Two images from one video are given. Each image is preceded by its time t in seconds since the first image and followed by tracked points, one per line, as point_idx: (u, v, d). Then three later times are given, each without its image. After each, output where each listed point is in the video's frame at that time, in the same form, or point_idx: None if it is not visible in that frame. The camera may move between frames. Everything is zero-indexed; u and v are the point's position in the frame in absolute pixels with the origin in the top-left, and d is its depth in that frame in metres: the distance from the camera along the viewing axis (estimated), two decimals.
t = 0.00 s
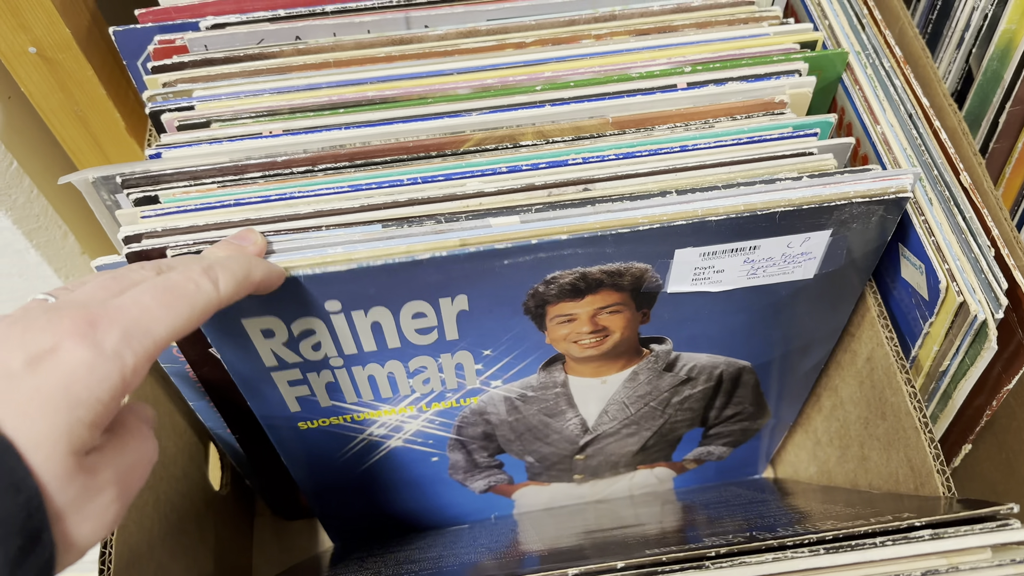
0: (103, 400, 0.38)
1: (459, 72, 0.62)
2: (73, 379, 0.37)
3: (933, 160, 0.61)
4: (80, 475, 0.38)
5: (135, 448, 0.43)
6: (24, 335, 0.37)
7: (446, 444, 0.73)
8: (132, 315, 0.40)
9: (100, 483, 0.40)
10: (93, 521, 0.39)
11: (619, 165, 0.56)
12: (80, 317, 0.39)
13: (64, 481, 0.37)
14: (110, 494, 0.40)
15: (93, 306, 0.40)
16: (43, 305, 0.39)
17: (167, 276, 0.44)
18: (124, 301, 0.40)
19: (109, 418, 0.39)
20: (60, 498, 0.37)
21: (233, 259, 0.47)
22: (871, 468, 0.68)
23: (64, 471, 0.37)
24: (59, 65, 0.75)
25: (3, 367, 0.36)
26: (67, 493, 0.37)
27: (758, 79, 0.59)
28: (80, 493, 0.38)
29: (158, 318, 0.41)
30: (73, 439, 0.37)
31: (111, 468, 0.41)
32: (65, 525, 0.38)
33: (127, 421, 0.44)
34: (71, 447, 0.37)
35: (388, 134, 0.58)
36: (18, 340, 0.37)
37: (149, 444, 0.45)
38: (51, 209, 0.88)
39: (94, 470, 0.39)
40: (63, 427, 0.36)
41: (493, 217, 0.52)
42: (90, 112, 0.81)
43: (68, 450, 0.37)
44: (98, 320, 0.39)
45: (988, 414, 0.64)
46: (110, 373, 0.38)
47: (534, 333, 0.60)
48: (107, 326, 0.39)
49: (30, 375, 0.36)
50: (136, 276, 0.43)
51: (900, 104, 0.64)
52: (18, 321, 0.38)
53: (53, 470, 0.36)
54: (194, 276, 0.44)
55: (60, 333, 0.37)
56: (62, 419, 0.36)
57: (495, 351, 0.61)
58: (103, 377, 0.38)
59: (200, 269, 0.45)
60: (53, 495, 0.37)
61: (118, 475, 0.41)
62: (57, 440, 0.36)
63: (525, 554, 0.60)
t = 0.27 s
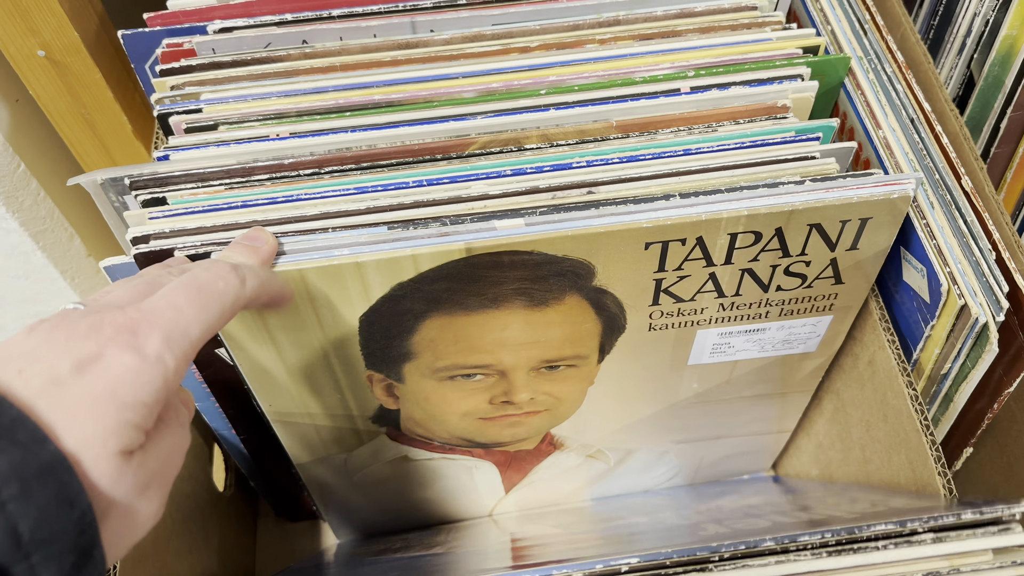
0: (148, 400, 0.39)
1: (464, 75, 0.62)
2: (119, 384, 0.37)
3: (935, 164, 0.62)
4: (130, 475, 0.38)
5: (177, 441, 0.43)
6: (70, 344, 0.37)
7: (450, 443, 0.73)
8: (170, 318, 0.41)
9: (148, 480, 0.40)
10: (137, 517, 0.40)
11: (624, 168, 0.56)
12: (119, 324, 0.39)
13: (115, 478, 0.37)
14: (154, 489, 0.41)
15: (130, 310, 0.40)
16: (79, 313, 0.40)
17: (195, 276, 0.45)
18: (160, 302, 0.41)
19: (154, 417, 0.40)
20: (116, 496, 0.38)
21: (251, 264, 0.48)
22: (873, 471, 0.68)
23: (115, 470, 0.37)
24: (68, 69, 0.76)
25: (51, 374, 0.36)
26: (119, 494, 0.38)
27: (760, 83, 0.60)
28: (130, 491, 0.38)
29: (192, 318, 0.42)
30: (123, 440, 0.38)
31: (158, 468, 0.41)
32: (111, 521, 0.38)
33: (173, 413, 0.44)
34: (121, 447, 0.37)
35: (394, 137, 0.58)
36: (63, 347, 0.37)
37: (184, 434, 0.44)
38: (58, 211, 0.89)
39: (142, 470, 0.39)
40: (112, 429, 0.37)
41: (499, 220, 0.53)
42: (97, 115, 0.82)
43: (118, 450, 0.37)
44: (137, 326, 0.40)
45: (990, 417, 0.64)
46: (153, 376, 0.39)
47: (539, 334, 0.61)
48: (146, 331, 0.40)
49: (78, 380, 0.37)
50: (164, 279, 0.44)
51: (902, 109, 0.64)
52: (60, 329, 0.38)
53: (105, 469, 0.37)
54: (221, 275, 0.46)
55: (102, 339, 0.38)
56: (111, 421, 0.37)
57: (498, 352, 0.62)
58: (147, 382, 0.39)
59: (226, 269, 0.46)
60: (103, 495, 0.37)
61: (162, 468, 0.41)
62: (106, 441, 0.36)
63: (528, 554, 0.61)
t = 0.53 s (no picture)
0: (144, 407, 0.39)
1: (459, 81, 0.63)
2: (116, 390, 0.38)
3: (927, 171, 0.62)
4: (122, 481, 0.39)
5: (165, 448, 0.44)
6: (70, 347, 0.38)
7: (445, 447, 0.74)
8: (172, 329, 0.41)
9: (137, 487, 0.41)
10: (125, 522, 0.41)
11: (617, 174, 0.57)
12: (121, 331, 0.40)
13: (107, 485, 0.38)
14: (142, 497, 0.42)
15: (132, 317, 0.41)
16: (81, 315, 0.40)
17: (198, 288, 0.45)
18: (163, 313, 0.42)
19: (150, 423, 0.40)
20: (107, 499, 0.38)
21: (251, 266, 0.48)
22: (866, 477, 0.69)
23: (108, 475, 0.38)
24: (67, 73, 0.76)
25: (50, 378, 0.37)
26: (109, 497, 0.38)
27: (754, 90, 0.60)
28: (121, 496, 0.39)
29: (195, 331, 0.43)
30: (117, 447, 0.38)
31: (146, 474, 0.42)
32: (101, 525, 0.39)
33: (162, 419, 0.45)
34: (115, 452, 0.38)
35: (389, 142, 0.59)
36: (63, 351, 0.38)
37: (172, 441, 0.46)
38: (57, 214, 0.89)
39: (133, 475, 0.41)
40: (108, 434, 0.37)
41: (493, 225, 0.53)
42: (96, 119, 0.82)
43: (112, 456, 0.38)
44: (139, 333, 0.40)
45: (983, 423, 0.64)
46: (151, 384, 0.39)
47: (533, 337, 0.61)
48: (147, 339, 0.40)
49: (76, 385, 0.37)
50: (167, 286, 0.44)
51: (895, 116, 0.64)
52: (60, 332, 0.39)
53: (98, 475, 0.37)
54: (226, 292, 0.46)
55: (104, 345, 0.38)
56: (106, 427, 0.37)
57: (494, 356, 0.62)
58: (145, 388, 0.39)
59: (230, 283, 0.46)
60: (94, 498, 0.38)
61: (150, 476, 0.43)
62: (101, 446, 0.37)
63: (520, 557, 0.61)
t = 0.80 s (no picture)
0: (135, 372, 0.37)
1: (456, 85, 0.63)
2: (107, 353, 0.36)
3: (921, 175, 0.62)
4: (116, 446, 0.37)
5: (165, 413, 0.42)
6: (55, 313, 0.36)
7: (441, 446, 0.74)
8: (158, 291, 0.40)
9: (134, 452, 0.38)
10: (126, 486, 0.38)
11: (612, 177, 0.57)
12: (106, 296, 0.38)
13: (100, 450, 0.36)
14: (143, 460, 0.39)
15: (116, 284, 0.39)
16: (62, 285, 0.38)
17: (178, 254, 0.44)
18: (148, 278, 0.40)
19: (143, 390, 0.39)
20: (98, 468, 0.36)
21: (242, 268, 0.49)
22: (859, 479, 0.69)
23: (101, 441, 0.36)
24: (66, 75, 0.77)
25: (35, 345, 0.35)
26: (102, 470, 0.36)
27: (748, 94, 0.61)
28: (115, 461, 0.37)
29: (180, 294, 0.41)
30: (108, 415, 0.36)
31: (144, 439, 0.39)
32: (99, 493, 0.37)
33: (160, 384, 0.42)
34: (107, 417, 0.36)
35: (385, 144, 0.59)
36: (48, 318, 0.36)
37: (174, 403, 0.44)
38: (55, 215, 0.90)
39: (129, 440, 0.38)
40: (99, 399, 0.35)
41: (487, 226, 0.53)
42: (95, 121, 0.83)
43: (103, 420, 0.36)
44: (126, 298, 0.38)
45: (977, 427, 0.64)
46: (142, 347, 0.37)
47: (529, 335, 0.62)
48: (133, 301, 0.38)
49: (64, 351, 0.35)
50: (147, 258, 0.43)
51: (889, 121, 0.65)
52: (45, 302, 0.37)
53: (92, 442, 0.35)
54: (203, 252, 0.46)
55: (89, 310, 0.36)
56: (98, 390, 0.35)
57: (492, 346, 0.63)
58: (134, 351, 0.37)
59: (207, 247, 0.46)
60: (90, 467, 0.36)
61: (146, 442, 0.40)
62: (92, 409, 0.35)
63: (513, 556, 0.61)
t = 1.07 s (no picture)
0: (133, 386, 0.39)
1: (464, 92, 0.63)
2: (108, 366, 0.38)
3: (927, 184, 0.63)
4: (109, 454, 0.39)
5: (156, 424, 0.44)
6: (61, 324, 0.38)
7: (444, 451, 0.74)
8: (164, 311, 0.42)
9: (124, 461, 0.41)
10: (113, 494, 0.40)
11: (619, 184, 0.57)
12: (113, 310, 0.40)
13: (93, 457, 0.38)
14: (132, 469, 0.41)
15: (124, 298, 0.41)
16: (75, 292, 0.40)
17: (194, 275, 0.45)
18: (156, 295, 0.42)
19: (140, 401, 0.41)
20: (88, 471, 0.38)
21: (251, 259, 0.49)
22: (866, 488, 0.69)
23: (94, 447, 0.38)
24: (76, 80, 0.77)
25: (41, 351, 0.37)
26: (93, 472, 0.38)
27: (755, 103, 0.61)
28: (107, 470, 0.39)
29: (186, 313, 0.43)
30: (103, 423, 0.38)
31: (136, 449, 0.42)
32: (88, 498, 0.39)
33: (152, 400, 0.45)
34: (102, 425, 0.38)
35: (394, 150, 0.59)
36: (55, 327, 0.38)
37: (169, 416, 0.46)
38: (63, 220, 0.90)
39: (122, 450, 0.40)
40: (95, 408, 0.37)
41: (495, 233, 0.54)
42: (104, 127, 0.83)
43: (99, 429, 0.38)
44: (131, 312, 0.40)
45: (983, 436, 0.64)
46: (141, 362, 0.40)
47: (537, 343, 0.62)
48: (139, 318, 0.40)
49: (67, 359, 0.37)
50: (165, 267, 0.44)
51: (895, 130, 0.65)
52: (52, 310, 0.39)
53: (85, 448, 0.37)
54: (220, 279, 0.46)
55: (96, 322, 0.39)
56: (96, 400, 0.37)
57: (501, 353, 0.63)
58: (134, 366, 0.39)
59: (225, 272, 0.46)
60: (82, 470, 0.37)
61: (139, 453, 0.42)
62: (88, 418, 0.37)
63: (518, 560, 0.61)
